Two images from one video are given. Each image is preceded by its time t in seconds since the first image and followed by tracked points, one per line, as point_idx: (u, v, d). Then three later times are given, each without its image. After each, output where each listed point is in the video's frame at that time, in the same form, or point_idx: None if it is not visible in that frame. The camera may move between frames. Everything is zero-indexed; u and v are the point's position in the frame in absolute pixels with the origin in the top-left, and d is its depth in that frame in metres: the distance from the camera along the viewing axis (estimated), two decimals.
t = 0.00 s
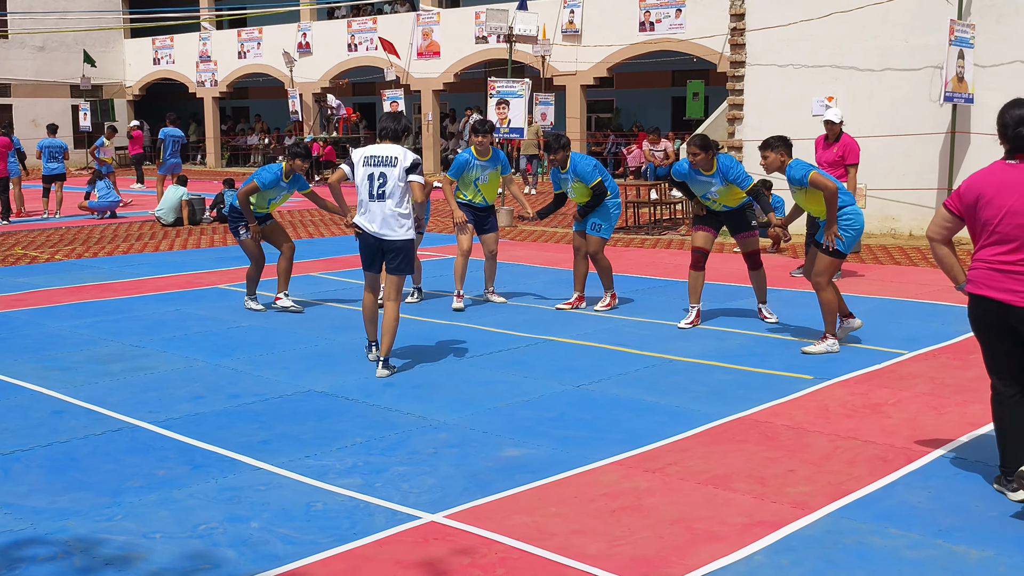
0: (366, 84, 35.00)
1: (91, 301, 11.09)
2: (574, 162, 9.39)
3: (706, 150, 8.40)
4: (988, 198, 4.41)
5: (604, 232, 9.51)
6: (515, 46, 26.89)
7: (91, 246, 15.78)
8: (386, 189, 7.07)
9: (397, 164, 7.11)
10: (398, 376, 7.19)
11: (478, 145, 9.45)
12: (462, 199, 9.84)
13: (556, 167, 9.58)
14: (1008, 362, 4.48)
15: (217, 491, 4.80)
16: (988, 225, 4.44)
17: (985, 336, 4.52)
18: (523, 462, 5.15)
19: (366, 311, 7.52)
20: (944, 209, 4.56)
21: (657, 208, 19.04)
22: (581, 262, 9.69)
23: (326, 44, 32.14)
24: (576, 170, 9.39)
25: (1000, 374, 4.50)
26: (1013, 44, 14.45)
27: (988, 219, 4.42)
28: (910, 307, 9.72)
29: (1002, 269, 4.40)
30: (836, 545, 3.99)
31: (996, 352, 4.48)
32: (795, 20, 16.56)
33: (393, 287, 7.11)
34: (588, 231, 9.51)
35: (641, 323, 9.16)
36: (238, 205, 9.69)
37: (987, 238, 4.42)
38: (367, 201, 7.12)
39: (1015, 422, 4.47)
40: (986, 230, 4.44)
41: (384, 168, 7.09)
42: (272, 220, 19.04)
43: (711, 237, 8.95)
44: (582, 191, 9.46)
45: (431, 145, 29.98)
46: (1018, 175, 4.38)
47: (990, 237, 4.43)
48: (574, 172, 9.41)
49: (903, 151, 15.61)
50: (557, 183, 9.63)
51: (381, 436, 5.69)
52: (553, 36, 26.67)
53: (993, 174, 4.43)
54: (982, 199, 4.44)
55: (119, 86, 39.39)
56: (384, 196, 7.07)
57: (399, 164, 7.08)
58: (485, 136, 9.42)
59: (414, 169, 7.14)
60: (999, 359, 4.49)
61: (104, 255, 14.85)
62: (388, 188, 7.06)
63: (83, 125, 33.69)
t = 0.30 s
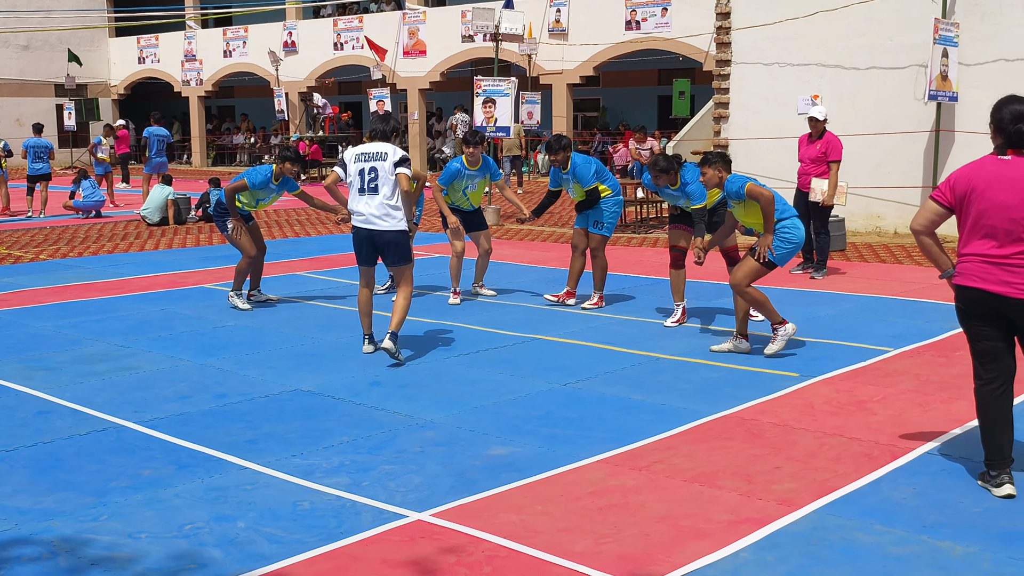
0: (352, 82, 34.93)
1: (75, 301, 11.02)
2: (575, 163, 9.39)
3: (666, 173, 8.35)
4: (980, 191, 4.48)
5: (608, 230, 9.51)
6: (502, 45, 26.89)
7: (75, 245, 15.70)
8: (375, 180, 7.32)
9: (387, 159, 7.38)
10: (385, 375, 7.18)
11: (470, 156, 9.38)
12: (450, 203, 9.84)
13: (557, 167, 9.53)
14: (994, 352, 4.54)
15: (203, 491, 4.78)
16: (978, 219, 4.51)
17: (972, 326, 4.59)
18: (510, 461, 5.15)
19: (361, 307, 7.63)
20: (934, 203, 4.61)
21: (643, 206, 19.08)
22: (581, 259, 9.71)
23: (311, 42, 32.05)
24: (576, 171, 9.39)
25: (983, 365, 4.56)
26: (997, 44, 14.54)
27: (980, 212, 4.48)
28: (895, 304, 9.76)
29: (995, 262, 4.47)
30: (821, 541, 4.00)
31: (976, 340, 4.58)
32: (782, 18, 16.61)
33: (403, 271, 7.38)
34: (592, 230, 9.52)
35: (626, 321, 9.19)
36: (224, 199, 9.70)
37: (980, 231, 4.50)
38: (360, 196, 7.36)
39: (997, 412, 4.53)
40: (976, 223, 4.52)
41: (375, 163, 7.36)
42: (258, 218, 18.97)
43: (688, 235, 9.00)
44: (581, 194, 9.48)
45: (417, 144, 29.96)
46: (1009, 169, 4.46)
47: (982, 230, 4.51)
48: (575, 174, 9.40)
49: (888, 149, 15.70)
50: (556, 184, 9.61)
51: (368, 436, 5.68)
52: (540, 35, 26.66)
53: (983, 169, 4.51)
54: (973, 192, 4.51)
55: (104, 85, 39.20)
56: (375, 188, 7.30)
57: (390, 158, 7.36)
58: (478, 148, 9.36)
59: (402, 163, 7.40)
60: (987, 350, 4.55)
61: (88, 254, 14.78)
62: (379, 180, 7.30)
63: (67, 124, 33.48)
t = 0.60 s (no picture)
0: (343, 82, 34.89)
1: (66, 301, 10.98)
2: (573, 162, 9.37)
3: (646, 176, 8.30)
4: (1011, 188, 4.52)
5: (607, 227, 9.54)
6: (493, 44, 26.89)
7: (66, 245, 15.65)
8: (387, 177, 7.41)
9: (396, 155, 7.51)
10: (378, 374, 7.18)
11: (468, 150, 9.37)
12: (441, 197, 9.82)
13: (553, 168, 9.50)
14: (1000, 346, 4.57)
15: (195, 490, 4.77)
16: (1005, 215, 4.53)
17: (980, 319, 4.60)
18: (503, 460, 5.15)
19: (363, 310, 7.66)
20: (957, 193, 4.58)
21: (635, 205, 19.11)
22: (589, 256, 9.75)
23: (302, 41, 32.00)
24: (575, 170, 9.39)
25: (990, 360, 4.58)
26: (987, 42, 14.60)
27: (1009, 208, 4.51)
28: (886, 303, 9.79)
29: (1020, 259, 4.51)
30: (814, 539, 4.02)
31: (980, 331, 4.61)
32: (773, 16, 16.65)
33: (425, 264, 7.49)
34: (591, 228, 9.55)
35: (619, 319, 9.20)
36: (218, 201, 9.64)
37: (1007, 228, 4.53)
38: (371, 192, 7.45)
39: (995, 406, 4.55)
40: (1002, 220, 4.54)
41: (385, 160, 7.45)
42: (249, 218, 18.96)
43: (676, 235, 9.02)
44: (580, 191, 9.50)
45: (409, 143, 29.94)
46: None
47: (1007, 226, 4.54)
48: (574, 173, 9.42)
49: (879, 148, 15.73)
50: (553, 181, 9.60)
51: (360, 435, 5.67)
52: (531, 34, 26.68)
53: (1008, 166, 4.56)
54: (1002, 189, 4.53)
55: (95, 85, 39.07)
56: (388, 185, 7.40)
57: (400, 154, 7.49)
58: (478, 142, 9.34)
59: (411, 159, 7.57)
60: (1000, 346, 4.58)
61: (79, 254, 14.73)
62: (391, 177, 7.41)
63: (57, 123, 33.34)
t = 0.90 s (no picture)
0: (337, 81, 34.85)
1: (62, 301, 10.95)
2: (570, 161, 9.36)
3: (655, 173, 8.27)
4: None
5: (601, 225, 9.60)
6: (487, 43, 26.89)
7: (60, 245, 15.61)
8: (438, 198, 7.39)
9: (449, 178, 7.47)
10: (376, 374, 7.17)
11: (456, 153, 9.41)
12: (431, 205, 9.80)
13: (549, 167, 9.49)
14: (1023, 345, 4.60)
15: (195, 491, 4.76)
16: None
17: (1015, 314, 4.60)
18: (502, 460, 5.15)
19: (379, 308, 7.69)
20: (1001, 181, 4.54)
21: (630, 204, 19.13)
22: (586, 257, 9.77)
23: (296, 40, 31.95)
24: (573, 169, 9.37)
25: (1009, 356, 4.62)
26: (982, 41, 14.62)
27: None
28: (881, 302, 9.82)
29: None
30: (815, 538, 4.02)
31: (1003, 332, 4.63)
32: (768, 16, 16.68)
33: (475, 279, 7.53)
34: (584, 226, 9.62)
35: (615, 318, 9.22)
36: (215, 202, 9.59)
37: None
38: (419, 212, 7.41)
39: (1007, 403, 4.57)
40: None
41: (438, 181, 7.42)
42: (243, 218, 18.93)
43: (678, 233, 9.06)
44: (578, 190, 9.49)
45: (403, 143, 29.92)
46: None
47: None
48: (570, 171, 9.41)
49: (873, 147, 15.77)
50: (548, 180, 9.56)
51: (359, 435, 5.67)
52: (525, 33, 26.68)
53: None
54: None
55: (87, 84, 38.95)
56: (437, 206, 7.38)
57: (453, 176, 7.47)
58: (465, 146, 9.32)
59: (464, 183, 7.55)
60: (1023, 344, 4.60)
61: (73, 254, 14.71)
62: (442, 199, 7.38)
63: (50, 123, 33.25)
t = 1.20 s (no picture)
0: (329, 81, 34.79)
1: (58, 302, 10.92)
2: (566, 159, 9.28)
3: (689, 168, 8.31)
4: None
5: (592, 225, 9.53)
6: (480, 43, 26.88)
7: (54, 245, 15.57)
8: (511, 176, 7.44)
9: (517, 156, 7.53)
10: (375, 375, 7.16)
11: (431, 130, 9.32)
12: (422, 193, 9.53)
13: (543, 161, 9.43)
14: None
15: (198, 492, 4.76)
16: None
17: None
18: (504, 460, 5.15)
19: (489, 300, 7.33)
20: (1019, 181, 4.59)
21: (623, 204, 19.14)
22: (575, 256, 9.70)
23: (288, 40, 31.89)
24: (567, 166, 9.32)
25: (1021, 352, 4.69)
26: (975, 41, 14.67)
27: None
28: (878, 301, 9.84)
29: None
30: (820, 538, 4.03)
31: (1020, 328, 4.70)
32: (762, 16, 16.71)
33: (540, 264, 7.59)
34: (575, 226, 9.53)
35: (612, 319, 9.23)
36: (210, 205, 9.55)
37: None
38: (492, 192, 7.42)
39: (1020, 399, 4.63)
40: None
41: (507, 160, 7.48)
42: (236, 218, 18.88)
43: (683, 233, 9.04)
44: (573, 187, 9.51)
45: (395, 143, 29.90)
46: None
47: None
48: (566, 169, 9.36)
49: (867, 147, 15.80)
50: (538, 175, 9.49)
51: (361, 436, 5.66)
52: (518, 33, 26.71)
53: None
54: None
55: (78, 84, 38.81)
56: (511, 184, 7.44)
57: (521, 154, 7.53)
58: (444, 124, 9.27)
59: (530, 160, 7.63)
60: None
61: (67, 254, 14.67)
62: (514, 177, 7.44)
63: (41, 123, 33.13)
